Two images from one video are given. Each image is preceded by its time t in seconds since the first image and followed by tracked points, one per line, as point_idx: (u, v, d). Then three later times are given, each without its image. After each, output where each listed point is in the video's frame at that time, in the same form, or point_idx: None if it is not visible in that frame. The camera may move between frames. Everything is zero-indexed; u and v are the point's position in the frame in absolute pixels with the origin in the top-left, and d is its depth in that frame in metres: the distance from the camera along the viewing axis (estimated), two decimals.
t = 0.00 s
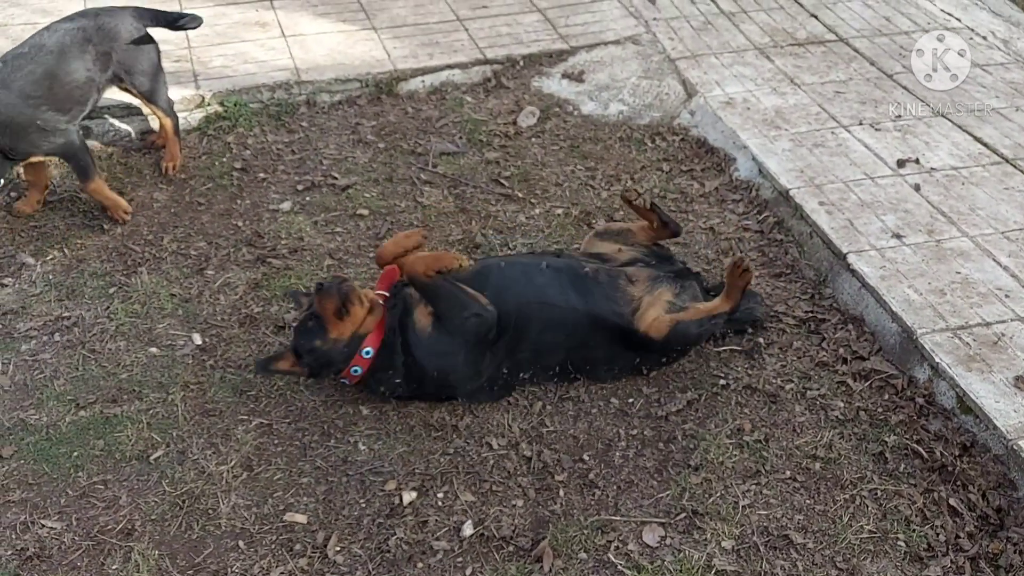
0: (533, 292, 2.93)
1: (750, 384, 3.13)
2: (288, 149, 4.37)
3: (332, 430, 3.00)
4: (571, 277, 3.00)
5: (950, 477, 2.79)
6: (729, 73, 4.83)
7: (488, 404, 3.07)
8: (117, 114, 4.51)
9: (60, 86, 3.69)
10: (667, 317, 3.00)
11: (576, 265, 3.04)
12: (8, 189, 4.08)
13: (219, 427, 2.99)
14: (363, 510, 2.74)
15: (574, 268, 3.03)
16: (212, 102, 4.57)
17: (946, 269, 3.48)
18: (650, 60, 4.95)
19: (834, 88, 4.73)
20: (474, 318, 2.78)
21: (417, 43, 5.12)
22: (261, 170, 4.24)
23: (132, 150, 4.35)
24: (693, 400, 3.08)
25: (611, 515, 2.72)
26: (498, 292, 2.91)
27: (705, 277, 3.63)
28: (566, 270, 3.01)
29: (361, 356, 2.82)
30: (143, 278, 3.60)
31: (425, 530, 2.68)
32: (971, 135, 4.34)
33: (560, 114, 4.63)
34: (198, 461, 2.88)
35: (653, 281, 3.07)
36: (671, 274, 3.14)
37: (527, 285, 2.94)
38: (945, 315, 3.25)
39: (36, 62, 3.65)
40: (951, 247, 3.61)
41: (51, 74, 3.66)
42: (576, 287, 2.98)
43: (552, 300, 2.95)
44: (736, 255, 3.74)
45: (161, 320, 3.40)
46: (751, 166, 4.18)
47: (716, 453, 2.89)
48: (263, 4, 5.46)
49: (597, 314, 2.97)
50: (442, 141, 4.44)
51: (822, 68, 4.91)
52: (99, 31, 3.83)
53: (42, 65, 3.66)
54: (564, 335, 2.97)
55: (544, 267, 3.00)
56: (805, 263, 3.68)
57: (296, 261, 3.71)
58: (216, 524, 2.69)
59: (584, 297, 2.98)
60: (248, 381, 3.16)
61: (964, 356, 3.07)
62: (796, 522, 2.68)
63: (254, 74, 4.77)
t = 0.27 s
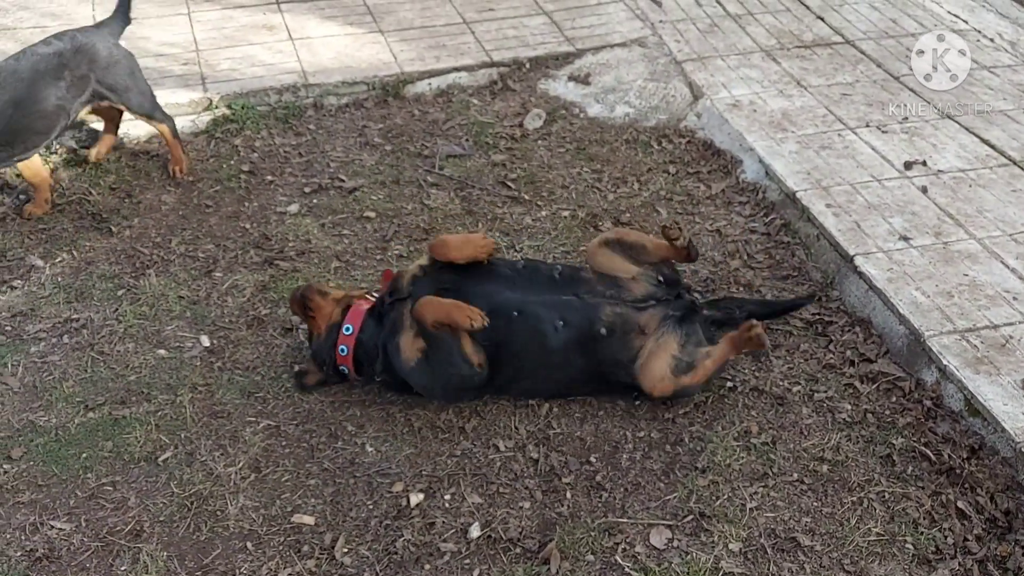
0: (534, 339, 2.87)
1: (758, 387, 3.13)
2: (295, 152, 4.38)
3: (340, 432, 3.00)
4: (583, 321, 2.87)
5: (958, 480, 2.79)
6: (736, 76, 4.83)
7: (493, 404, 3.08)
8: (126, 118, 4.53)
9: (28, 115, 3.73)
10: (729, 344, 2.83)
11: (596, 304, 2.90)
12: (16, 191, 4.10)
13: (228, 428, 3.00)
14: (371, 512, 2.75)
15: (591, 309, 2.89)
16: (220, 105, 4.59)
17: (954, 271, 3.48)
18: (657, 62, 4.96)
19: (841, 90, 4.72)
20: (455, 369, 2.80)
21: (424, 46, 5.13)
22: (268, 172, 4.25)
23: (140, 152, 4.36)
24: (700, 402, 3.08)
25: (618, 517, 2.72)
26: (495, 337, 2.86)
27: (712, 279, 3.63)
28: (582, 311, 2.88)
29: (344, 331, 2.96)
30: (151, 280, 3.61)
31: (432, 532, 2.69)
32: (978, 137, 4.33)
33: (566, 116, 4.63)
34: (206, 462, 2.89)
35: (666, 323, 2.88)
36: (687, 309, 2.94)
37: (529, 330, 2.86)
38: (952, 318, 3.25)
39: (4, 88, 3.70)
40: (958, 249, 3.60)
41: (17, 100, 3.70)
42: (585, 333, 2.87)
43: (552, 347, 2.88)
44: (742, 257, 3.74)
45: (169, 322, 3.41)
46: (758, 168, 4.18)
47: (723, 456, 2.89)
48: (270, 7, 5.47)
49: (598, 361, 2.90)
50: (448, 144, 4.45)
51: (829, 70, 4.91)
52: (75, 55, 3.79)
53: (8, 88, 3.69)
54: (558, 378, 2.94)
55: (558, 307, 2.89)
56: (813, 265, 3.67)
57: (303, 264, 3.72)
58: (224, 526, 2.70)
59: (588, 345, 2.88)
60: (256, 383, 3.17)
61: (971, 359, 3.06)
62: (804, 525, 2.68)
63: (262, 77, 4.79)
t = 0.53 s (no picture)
0: (533, 413, 2.81)
1: (763, 390, 3.12)
2: (300, 155, 4.39)
3: (346, 435, 3.01)
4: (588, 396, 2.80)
5: (964, 483, 2.78)
6: (741, 79, 4.83)
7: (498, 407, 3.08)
8: (135, 120, 4.49)
9: None
10: (758, 441, 2.81)
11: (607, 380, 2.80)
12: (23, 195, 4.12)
13: (233, 431, 3.01)
14: (376, 515, 2.75)
15: (601, 387, 2.79)
16: (226, 108, 4.60)
17: (960, 274, 3.47)
18: (662, 65, 4.96)
19: (847, 93, 4.72)
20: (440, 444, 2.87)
21: (428, 49, 5.14)
22: (274, 176, 4.26)
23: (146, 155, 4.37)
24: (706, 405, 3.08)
25: (624, 520, 2.72)
26: (495, 412, 2.81)
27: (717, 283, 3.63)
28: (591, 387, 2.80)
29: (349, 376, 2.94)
30: (157, 283, 3.62)
31: (437, 535, 2.69)
32: (984, 140, 4.32)
33: (571, 120, 4.63)
34: (212, 465, 2.89)
35: (677, 403, 2.83)
36: (699, 383, 2.84)
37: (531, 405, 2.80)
38: (958, 321, 3.24)
39: None
40: (964, 252, 3.59)
41: None
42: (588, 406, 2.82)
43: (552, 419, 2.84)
44: (748, 261, 3.74)
45: (175, 325, 3.42)
46: (763, 171, 4.18)
47: (729, 459, 2.88)
48: (275, 11, 5.48)
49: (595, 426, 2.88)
50: (453, 147, 4.45)
51: (834, 73, 4.90)
52: (15, 79, 3.90)
53: None
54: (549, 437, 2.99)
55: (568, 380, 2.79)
56: (818, 268, 3.67)
57: (308, 267, 3.73)
58: (230, 529, 2.70)
59: (586, 418, 2.84)
60: (261, 387, 3.17)
61: (977, 362, 3.06)
62: (809, 528, 2.68)
63: (267, 81, 4.80)
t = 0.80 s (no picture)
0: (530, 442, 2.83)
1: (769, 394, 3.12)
2: (306, 159, 4.40)
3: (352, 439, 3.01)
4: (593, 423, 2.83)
5: (970, 487, 2.78)
6: (746, 83, 4.83)
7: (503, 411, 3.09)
8: (140, 125, 4.50)
9: None
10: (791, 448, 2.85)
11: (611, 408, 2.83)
12: (30, 199, 4.13)
13: (239, 435, 3.01)
14: (381, 518, 2.75)
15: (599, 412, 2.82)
16: (232, 112, 4.61)
17: (966, 278, 3.47)
18: (666, 69, 4.96)
19: (852, 96, 4.72)
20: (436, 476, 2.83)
21: (434, 54, 5.15)
22: (280, 180, 4.28)
23: (152, 160, 4.38)
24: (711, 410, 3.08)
25: (629, 524, 2.72)
26: (494, 443, 2.82)
27: (722, 286, 3.63)
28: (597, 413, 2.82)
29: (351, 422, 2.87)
30: (163, 287, 3.63)
31: (443, 538, 2.69)
32: (990, 143, 4.32)
33: (576, 123, 4.64)
34: (218, 468, 2.90)
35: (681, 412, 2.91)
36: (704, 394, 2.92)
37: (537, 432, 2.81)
38: (964, 325, 3.24)
39: None
40: (970, 255, 3.59)
41: None
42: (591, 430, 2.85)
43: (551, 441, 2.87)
44: (753, 264, 3.74)
45: (181, 329, 3.43)
46: (768, 175, 4.18)
47: (734, 463, 2.88)
48: (281, 15, 5.50)
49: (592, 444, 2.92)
50: (458, 151, 4.46)
51: (839, 76, 4.90)
52: None
53: None
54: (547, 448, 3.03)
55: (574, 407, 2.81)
56: (824, 271, 3.67)
57: (314, 270, 3.74)
58: (236, 532, 2.71)
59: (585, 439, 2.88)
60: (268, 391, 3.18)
61: (983, 366, 3.05)
62: (815, 532, 2.68)
63: (273, 85, 4.82)
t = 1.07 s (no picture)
0: (493, 361, 2.88)
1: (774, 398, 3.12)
2: (311, 163, 4.41)
3: (356, 442, 3.01)
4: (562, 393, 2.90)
5: (976, 491, 2.77)
6: (750, 86, 4.83)
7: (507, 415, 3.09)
8: (145, 129, 4.51)
9: None
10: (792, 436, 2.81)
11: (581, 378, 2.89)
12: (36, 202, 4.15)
13: (244, 438, 3.02)
14: (386, 522, 2.75)
15: (568, 368, 2.88)
16: (237, 116, 4.62)
17: (971, 282, 3.46)
18: (671, 73, 4.96)
19: (856, 100, 4.72)
20: (432, 405, 2.86)
21: (438, 58, 5.16)
22: (284, 184, 4.28)
23: (158, 164, 4.39)
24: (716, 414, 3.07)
25: (634, 528, 2.71)
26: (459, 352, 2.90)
27: (726, 289, 3.63)
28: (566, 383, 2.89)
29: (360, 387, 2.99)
30: (168, 291, 3.63)
31: (447, 542, 2.69)
32: (994, 147, 4.31)
33: (580, 127, 4.64)
34: (223, 471, 2.90)
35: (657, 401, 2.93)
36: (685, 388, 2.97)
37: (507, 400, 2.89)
38: (969, 328, 3.23)
39: None
40: (975, 259, 3.59)
41: None
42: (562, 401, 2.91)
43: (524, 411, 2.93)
44: (758, 268, 3.74)
45: (186, 332, 3.44)
46: (772, 179, 4.17)
47: (739, 467, 2.88)
48: (286, 20, 5.51)
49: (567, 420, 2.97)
50: (462, 155, 4.47)
51: (843, 80, 4.90)
52: None
53: None
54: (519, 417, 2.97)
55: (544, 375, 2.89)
56: (828, 275, 3.66)
57: (319, 274, 3.74)
58: (240, 535, 2.71)
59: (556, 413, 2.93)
60: (272, 394, 3.18)
61: (989, 370, 3.05)
62: (820, 536, 2.67)
63: (278, 89, 4.82)
